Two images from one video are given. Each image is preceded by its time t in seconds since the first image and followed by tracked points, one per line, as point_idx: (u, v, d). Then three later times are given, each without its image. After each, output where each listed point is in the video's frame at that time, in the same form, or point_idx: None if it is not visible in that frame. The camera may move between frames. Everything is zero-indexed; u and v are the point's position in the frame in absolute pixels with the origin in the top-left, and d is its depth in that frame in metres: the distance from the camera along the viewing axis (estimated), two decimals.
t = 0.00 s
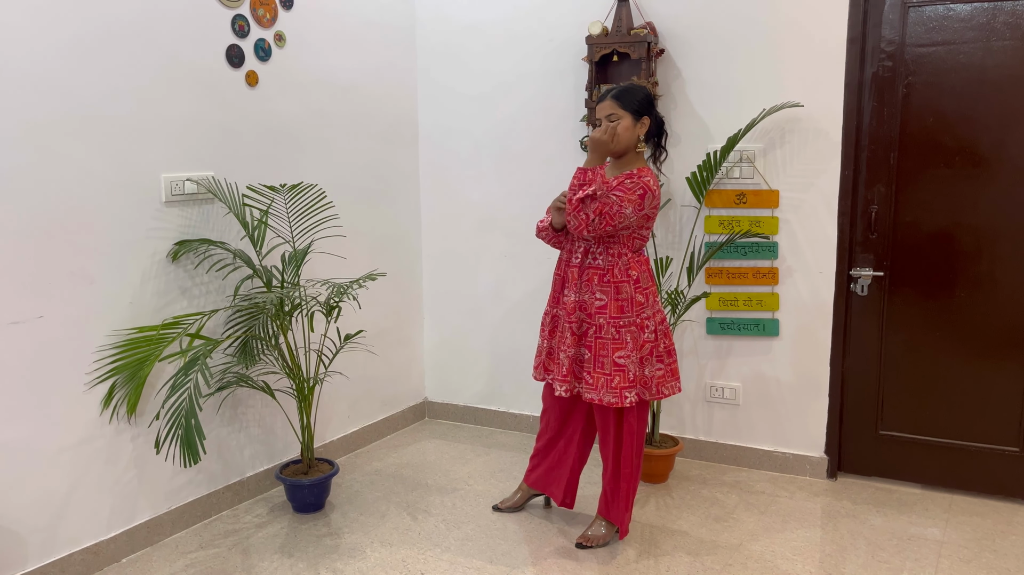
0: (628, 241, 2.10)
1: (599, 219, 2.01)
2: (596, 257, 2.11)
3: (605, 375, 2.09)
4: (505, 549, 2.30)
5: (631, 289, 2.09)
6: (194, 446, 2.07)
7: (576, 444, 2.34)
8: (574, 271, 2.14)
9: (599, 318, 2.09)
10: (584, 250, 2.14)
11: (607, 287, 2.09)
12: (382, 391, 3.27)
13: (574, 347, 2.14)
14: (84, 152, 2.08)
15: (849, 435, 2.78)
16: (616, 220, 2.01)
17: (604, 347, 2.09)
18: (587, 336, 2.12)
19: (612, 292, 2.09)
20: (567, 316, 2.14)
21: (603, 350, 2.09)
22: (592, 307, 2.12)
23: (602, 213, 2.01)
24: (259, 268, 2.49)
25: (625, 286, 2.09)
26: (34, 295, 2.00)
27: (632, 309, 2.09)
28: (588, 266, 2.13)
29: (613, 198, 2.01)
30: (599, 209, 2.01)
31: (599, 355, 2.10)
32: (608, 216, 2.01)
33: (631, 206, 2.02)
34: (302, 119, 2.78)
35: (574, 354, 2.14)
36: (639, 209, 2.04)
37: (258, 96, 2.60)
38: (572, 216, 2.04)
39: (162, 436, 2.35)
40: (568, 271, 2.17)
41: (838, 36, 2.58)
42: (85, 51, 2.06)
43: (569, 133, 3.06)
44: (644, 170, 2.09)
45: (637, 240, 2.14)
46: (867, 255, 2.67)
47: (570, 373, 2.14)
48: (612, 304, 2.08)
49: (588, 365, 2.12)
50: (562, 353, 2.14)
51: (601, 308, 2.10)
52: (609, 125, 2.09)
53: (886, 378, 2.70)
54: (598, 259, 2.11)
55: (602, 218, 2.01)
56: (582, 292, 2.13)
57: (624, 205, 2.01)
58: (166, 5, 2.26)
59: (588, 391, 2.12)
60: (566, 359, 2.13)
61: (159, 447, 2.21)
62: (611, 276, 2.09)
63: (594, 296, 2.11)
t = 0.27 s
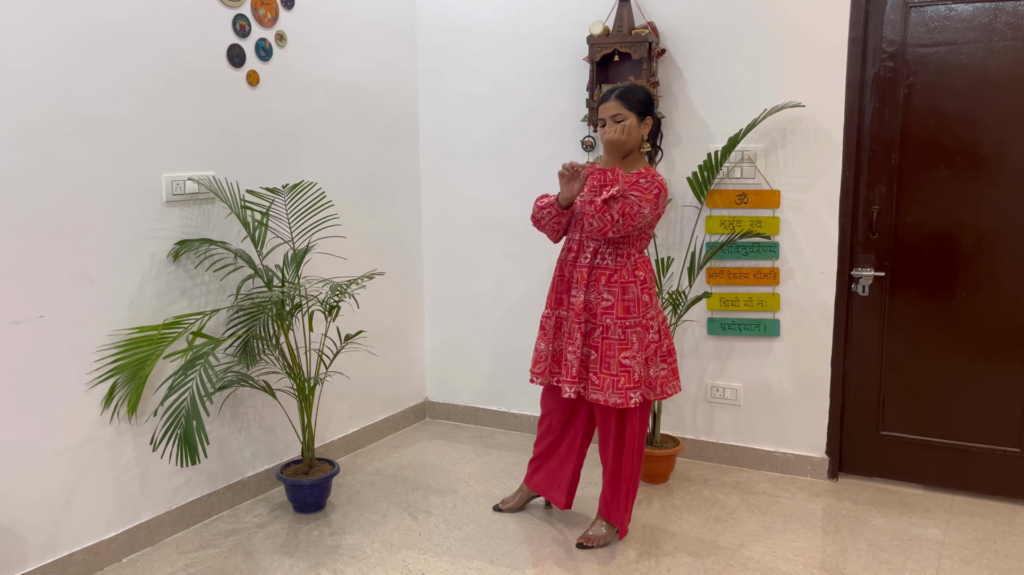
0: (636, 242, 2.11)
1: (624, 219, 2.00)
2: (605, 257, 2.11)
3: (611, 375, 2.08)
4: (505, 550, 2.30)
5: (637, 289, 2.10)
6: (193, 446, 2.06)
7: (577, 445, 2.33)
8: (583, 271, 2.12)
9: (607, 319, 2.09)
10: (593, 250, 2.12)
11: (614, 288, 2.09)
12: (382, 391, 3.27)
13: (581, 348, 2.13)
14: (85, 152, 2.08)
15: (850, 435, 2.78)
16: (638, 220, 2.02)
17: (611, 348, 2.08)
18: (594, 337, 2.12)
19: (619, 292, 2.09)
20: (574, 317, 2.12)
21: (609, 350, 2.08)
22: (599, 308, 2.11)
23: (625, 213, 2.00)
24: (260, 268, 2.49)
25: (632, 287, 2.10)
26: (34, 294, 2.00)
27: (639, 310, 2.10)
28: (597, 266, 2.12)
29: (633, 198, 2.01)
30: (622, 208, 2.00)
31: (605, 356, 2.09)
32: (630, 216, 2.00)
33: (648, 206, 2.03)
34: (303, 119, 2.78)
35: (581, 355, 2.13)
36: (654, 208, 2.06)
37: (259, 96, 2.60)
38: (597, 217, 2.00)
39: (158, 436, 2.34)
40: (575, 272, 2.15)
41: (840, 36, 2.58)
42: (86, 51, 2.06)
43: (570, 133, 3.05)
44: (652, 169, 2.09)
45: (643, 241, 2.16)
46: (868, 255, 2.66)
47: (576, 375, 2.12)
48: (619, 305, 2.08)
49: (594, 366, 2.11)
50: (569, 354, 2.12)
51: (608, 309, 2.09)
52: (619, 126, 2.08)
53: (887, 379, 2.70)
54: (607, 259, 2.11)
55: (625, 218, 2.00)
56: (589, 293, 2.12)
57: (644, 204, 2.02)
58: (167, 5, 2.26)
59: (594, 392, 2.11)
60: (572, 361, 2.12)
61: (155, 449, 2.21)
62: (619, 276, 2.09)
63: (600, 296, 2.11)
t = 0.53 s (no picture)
0: (647, 240, 2.10)
1: (641, 218, 1.98)
2: (619, 257, 2.08)
3: (632, 375, 2.06)
4: (506, 550, 2.30)
5: (651, 288, 2.09)
6: (197, 446, 2.07)
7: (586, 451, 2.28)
8: (600, 273, 2.07)
9: (626, 320, 2.06)
10: (607, 250, 2.08)
11: (630, 288, 2.06)
12: (383, 391, 3.27)
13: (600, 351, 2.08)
14: (86, 152, 2.08)
15: (851, 436, 2.78)
16: (655, 217, 2.01)
17: (630, 348, 2.06)
18: (612, 338, 2.08)
19: (636, 292, 2.06)
20: (592, 320, 2.07)
21: (629, 351, 2.06)
22: (615, 309, 2.08)
23: (645, 211, 1.98)
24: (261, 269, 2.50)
25: (647, 286, 2.08)
26: (35, 294, 2.00)
27: (654, 309, 2.09)
28: (612, 267, 2.08)
29: (648, 196, 2.00)
30: (641, 207, 1.98)
31: (625, 356, 2.06)
32: (649, 214, 1.99)
33: (662, 203, 2.03)
34: (304, 119, 2.78)
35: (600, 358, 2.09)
36: (666, 205, 2.06)
37: (260, 96, 2.60)
38: (616, 217, 1.97)
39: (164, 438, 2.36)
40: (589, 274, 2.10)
41: (841, 36, 2.58)
42: (87, 51, 2.06)
43: (571, 134, 3.05)
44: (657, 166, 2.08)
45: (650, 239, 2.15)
46: (869, 256, 2.66)
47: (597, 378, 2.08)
48: (636, 304, 2.06)
49: (613, 367, 2.08)
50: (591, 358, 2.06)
51: (625, 309, 2.07)
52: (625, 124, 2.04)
53: (889, 379, 2.70)
54: (621, 259, 2.08)
55: (645, 217, 1.99)
56: (604, 294, 2.09)
57: (658, 202, 2.01)
58: (168, 5, 2.26)
59: (614, 394, 2.08)
60: (594, 365, 2.06)
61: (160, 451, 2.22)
62: (635, 276, 2.07)
63: (616, 297, 2.08)
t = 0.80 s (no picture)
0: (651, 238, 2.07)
1: (655, 218, 1.95)
2: (628, 256, 2.02)
3: (647, 374, 2.02)
4: (507, 550, 2.30)
5: (658, 286, 2.06)
6: (206, 446, 2.07)
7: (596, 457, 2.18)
8: (613, 273, 2.00)
9: (639, 320, 2.01)
10: (616, 250, 2.02)
11: (641, 287, 2.02)
12: (384, 392, 3.27)
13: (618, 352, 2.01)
14: (88, 153, 2.08)
15: (852, 437, 2.78)
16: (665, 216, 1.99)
17: (645, 347, 2.02)
18: (627, 339, 2.02)
19: (647, 291, 2.02)
20: (608, 322, 1.99)
21: (644, 350, 2.02)
22: (627, 309, 2.02)
23: (657, 211, 1.95)
24: (263, 269, 2.50)
25: (655, 284, 2.05)
26: (37, 294, 2.00)
27: (662, 306, 2.06)
28: (623, 267, 2.02)
29: (659, 195, 1.97)
30: (654, 207, 1.95)
31: (641, 356, 2.02)
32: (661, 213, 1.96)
33: (669, 200, 2.00)
34: (305, 120, 2.78)
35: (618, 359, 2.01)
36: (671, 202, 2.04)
37: (261, 96, 2.60)
38: (633, 218, 1.93)
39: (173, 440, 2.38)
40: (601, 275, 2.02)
41: (842, 37, 2.57)
42: (89, 52, 2.06)
43: (573, 134, 3.05)
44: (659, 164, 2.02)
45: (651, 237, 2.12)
46: (871, 257, 2.66)
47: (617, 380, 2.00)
48: (648, 303, 2.02)
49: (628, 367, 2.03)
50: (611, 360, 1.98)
51: (636, 308, 2.02)
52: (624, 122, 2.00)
53: (892, 380, 2.70)
54: (630, 258, 2.02)
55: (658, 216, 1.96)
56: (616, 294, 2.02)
57: (667, 200, 1.99)
58: (170, 6, 2.27)
59: (631, 394, 2.04)
60: (613, 366, 1.99)
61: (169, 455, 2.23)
62: (645, 275, 2.02)
63: (627, 297, 2.02)
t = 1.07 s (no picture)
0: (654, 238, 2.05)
1: (665, 218, 1.93)
2: (634, 257, 1.99)
3: (655, 375, 2.02)
4: (509, 550, 2.30)
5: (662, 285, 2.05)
6: (203, 443, 2.07)
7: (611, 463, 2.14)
8: (622, 274, 1.97)
9: (647, 320, 2.00)
10: (623, 251, 1.98)
11: (648, 287, 2.00)
12: (386, 392, 3.27)
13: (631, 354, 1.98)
14: (90, 153, 2.09)
15: (853, 437, 2.77)
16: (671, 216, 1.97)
17: (654, 347, 2.01)
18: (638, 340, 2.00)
19: (654, 291, 2.00)
20: (621, 324, 1.96)
21: (653, 351, 2.01)
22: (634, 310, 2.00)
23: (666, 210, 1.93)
24: (263, 270, 2.50)
25: (660, 284, 2.03)
26: (39, 295, 2.01)
27: (667, 306, 2.05)
28: (629, 267, 1.99)
29: (665, 195, 1.95)
30: (663, 206, 1.93)
31: (649, 357, 2.01)
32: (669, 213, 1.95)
33: (673, 200, 1.99)
34: (307, 121, 2.78)
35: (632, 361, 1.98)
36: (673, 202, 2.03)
37: (262, 97, 2.60)
38: (645, 217, 1.89)
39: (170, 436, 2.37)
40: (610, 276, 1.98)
41: (844, 37, 2.57)
42: (90, 53, 2.06)
43: (574, 135, 3.06)
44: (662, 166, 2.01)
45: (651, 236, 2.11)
46: (872, 257, 2.66)
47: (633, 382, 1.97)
48: (655, 304, 2.00)
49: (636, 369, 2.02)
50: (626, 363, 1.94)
51: (644, 309, 2.00)
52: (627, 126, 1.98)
53: (894, 380, 2.69)
54: (636, 259, 1.99)
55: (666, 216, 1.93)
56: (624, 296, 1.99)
57: (672, 199, 1.97)
58: (171, 6, 2.27)
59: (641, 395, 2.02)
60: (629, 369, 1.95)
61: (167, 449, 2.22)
62: (651, 275, 2.00)
63: (635, 298, 2.00)
